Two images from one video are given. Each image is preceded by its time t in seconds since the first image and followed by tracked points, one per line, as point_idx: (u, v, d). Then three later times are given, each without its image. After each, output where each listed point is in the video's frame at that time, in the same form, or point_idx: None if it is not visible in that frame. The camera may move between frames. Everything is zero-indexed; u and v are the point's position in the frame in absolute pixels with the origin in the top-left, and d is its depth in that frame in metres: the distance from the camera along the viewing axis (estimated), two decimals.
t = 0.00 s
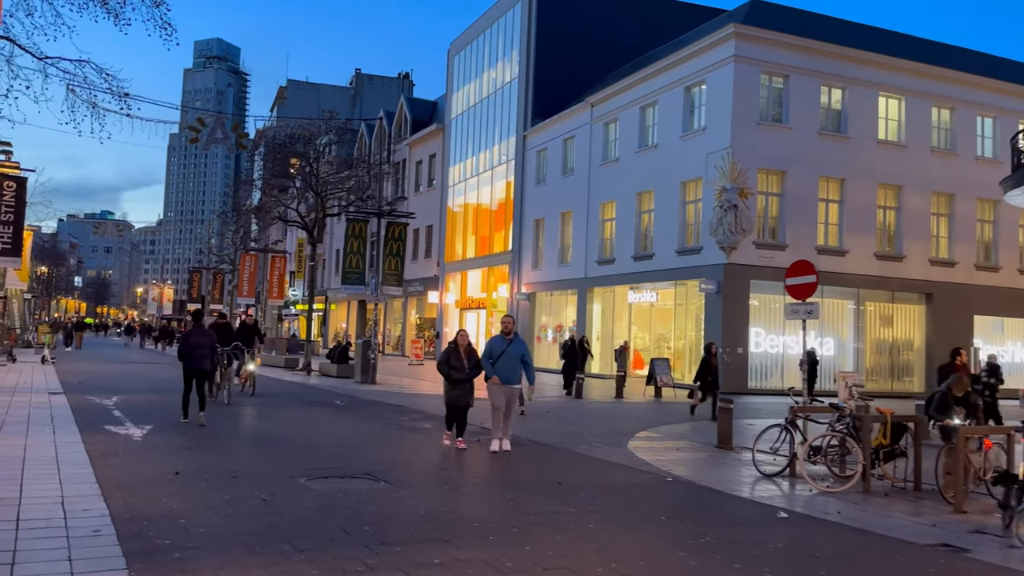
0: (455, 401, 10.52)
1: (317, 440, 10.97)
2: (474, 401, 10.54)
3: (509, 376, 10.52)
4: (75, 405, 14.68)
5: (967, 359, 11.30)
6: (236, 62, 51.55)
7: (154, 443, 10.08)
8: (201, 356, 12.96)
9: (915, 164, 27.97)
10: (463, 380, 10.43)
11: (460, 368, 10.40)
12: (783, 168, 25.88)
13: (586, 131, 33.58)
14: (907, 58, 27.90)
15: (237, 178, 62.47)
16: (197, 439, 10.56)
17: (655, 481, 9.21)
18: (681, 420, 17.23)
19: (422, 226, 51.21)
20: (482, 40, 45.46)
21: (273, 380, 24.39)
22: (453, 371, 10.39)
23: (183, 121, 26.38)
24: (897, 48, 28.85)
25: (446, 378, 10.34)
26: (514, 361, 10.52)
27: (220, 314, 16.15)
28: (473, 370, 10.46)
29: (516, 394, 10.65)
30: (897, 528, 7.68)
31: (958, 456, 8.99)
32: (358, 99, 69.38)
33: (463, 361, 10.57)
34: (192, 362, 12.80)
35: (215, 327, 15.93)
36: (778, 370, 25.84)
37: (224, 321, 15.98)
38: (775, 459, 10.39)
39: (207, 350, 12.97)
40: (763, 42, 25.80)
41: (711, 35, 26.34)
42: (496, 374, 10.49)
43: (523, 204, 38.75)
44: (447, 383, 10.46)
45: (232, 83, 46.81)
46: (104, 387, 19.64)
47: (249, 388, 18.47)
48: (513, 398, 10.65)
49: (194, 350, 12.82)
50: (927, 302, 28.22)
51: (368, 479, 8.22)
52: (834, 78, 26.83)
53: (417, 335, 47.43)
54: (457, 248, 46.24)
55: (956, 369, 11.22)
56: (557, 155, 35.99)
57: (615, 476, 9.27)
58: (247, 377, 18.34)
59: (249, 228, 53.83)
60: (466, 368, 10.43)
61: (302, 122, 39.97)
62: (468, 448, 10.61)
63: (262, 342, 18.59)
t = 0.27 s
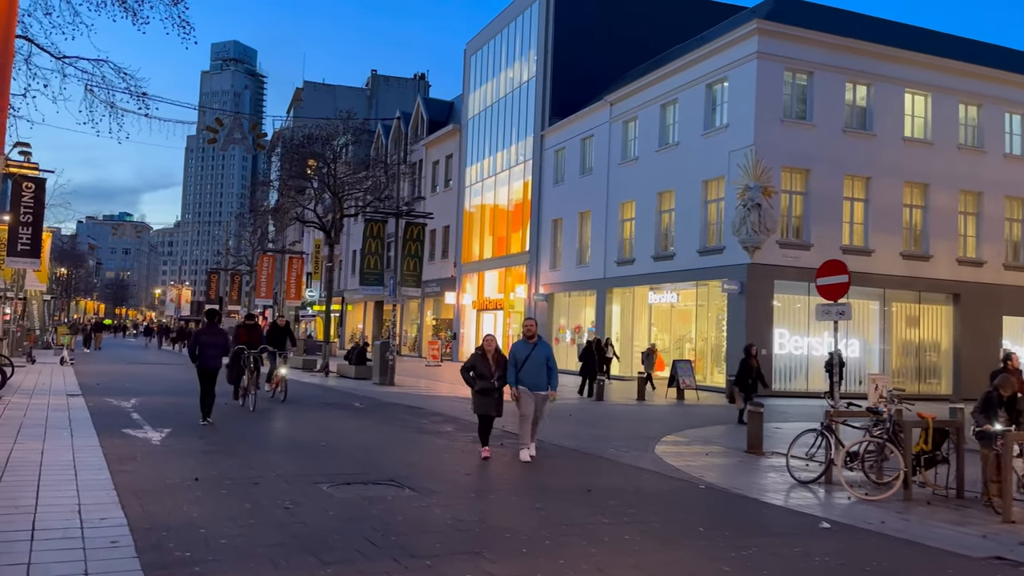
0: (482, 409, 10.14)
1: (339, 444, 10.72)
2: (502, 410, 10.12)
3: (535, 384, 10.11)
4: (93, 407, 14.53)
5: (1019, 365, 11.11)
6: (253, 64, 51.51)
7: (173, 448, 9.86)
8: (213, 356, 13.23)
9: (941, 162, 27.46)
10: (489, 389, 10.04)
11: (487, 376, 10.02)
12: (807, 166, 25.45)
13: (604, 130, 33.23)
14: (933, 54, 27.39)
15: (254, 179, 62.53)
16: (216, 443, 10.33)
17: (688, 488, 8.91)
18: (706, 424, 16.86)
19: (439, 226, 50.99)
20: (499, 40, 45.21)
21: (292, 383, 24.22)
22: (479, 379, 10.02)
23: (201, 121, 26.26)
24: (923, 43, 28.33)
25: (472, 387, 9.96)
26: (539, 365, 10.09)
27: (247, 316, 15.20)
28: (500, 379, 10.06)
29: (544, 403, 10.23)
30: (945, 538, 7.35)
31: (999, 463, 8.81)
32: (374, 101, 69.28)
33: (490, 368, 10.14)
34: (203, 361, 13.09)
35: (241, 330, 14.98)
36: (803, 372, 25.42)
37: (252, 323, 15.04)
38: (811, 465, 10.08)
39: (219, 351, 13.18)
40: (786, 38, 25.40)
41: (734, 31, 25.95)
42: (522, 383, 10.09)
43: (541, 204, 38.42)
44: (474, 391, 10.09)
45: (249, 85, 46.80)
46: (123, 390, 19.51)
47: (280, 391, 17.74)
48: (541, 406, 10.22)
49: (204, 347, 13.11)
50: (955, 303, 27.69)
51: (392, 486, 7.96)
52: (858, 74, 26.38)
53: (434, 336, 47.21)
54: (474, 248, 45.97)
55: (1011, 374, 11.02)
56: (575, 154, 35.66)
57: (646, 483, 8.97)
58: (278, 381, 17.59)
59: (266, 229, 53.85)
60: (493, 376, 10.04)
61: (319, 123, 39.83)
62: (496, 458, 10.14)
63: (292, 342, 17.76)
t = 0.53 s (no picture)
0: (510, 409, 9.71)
1: (358, 446, 10.49)
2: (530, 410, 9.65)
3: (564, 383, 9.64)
4: (111, 409, 14.39)
5: None
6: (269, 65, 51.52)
7: (191, 449, 9.67)
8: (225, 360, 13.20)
9: (967, 159, 26.95)
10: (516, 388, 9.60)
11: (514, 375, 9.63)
12: (830, 163, 25.03)
13: (623, 128, 32.88)
14: (959, 49, 26.88)
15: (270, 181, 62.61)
16: (234, 445, 10.13)
17: (719, 493, 8.61)
18: (730, 426, 16.53)
19: (455, 227, 50.80)
20: (515, 39, 44.96)
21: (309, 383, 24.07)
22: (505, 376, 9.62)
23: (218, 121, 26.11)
24: (949, 39, 27.84)
25: (496, 385, 9.56)
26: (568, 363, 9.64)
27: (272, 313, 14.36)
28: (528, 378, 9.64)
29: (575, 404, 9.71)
30: (993, 547, 7.03)
31: None
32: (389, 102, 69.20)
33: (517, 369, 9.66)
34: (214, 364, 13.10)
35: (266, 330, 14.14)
36: (826, 372, 25.03)
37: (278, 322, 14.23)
38: (847, 469, 9.74)
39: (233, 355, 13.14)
40: (809, 34, 25.00)
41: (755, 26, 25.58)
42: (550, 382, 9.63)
43: (558, 204, 38.09)
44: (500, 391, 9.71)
45: (266, 86, 46.65)
46: (141, 390, 19.40)
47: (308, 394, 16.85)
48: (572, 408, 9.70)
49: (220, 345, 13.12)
50: (981, 302, 27.17)
51: (416, 490, 7.73)
52: (882, 70, 25.94)
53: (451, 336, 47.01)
54: (491, 248, 45.72)
55: None
56: (593, 153, 35.29)
57: (676, 487, 8.68)
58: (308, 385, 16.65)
59: (283, 230, 53.81)
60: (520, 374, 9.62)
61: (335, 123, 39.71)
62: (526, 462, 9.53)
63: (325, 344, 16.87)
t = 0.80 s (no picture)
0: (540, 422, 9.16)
1: (380, 453, 10.24)
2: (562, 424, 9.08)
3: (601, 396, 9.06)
4: (129, 412, 14.21)
5: None
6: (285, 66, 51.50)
7: (210, 456, 9.44)
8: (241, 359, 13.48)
9: (996, 157, 26.42)
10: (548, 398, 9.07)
11: (547, 385, 9.10)
12: (856, 162, 24.59)
13: (642, 127, 32.50)
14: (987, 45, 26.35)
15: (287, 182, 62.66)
16: (254, 452, 9.90)
17: (756, 504, 8.29)
18: (756, 431, 16.16)
19: (472, 227, 50.60)
20: (532, 39, 44.68)
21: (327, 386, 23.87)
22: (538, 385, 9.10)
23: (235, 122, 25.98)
24: (976, 35, 27.32)
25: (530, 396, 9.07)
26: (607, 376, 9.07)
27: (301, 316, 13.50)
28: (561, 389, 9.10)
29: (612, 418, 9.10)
30: None
31: None
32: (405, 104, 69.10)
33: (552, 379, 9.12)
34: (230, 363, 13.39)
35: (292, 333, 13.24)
36: (853, 375, 24.61)
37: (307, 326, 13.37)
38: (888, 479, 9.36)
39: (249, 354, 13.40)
40: (834, 30, 24.58)
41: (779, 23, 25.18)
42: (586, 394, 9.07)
43: (576, 204, 37.75)
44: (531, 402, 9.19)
45: (282, 89, 46.56)
46: (160, 393, 19.27)
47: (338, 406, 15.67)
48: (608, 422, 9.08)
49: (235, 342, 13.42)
50: (1011, 303, 26.63)
51: (442, 501, 7.46)
52: (909, 67, 25.46)
53: (468, 338, 46.77)
54: (508, 249, 45.46)
55: None
56: (612, 152, 34.91)
57: (711, 498, 8.37)
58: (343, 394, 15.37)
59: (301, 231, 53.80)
60: (553, 384, 9.09)
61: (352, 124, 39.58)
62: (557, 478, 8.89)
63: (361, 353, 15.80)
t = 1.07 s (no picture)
0: (578, 425, 8.61)
1: (405, 456, 10.02)
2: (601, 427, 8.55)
3: (646, 396, 8.51)
4: (151, 413, 14.10)
5: None
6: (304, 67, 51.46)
7: (233, 458, 9.26)
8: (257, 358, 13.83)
9: None
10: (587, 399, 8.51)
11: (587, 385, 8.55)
12: (884, 159, 24.13)
13: (664, 125, 32.11)
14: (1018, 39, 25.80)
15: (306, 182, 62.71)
16: (277, 454, 9.71)
17: (797, 511, 7.99)
18: (786, 433, 15.80)
19: (491, 227, 50.37)
20: (552, 37, 44.38)
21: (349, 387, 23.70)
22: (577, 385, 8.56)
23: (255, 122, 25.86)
24: (1006, 28, 26.76)
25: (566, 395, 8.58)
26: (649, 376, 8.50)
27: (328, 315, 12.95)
28: (602, 390, 8.56)
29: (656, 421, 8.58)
30: None
31: None
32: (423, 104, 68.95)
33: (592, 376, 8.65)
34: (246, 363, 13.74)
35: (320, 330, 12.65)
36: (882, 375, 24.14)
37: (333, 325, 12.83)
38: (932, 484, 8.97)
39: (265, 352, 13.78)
40: (861, 25, 24.13)
41: (806, 18, 24.74)
42: (629, 394, 8.52)
43: (596, 203, 37.38)
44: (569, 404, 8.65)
45: (301, 89, 46.45)
46: (181, 393, 19.18)
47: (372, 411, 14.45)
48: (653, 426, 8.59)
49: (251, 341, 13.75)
50: None
51: (471, 506, 7.22)
52: (938, 62, 24.97)
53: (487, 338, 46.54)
54: (527, 249, 45.16)
55: None
56: (632, 151, 34.52)
57: (749, 504, 8.09)
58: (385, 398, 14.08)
59: (320, 231, 53.81)
60: (593, 384, 8.54)
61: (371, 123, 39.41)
62: (592, 485, 8.41)
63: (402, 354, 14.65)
